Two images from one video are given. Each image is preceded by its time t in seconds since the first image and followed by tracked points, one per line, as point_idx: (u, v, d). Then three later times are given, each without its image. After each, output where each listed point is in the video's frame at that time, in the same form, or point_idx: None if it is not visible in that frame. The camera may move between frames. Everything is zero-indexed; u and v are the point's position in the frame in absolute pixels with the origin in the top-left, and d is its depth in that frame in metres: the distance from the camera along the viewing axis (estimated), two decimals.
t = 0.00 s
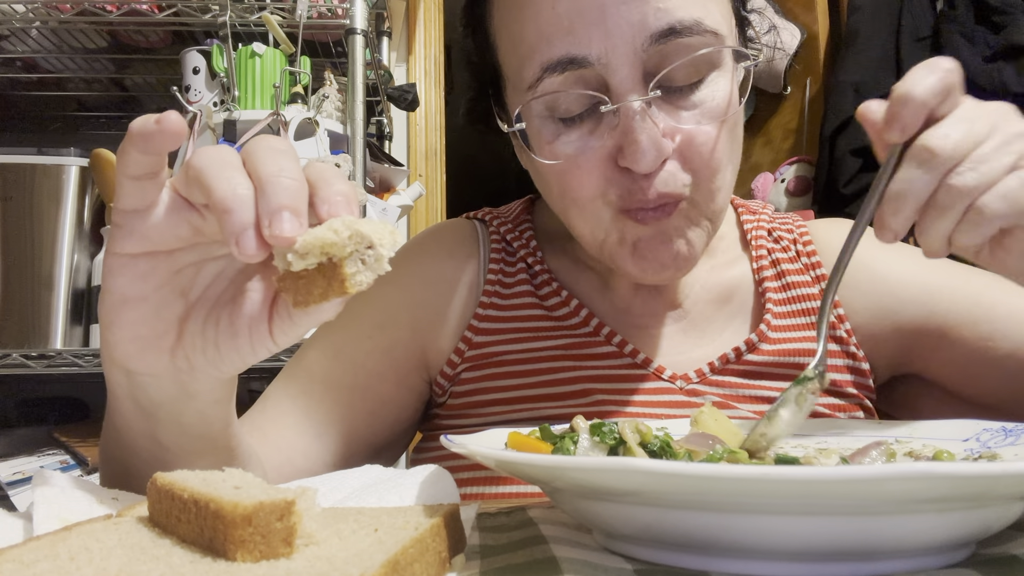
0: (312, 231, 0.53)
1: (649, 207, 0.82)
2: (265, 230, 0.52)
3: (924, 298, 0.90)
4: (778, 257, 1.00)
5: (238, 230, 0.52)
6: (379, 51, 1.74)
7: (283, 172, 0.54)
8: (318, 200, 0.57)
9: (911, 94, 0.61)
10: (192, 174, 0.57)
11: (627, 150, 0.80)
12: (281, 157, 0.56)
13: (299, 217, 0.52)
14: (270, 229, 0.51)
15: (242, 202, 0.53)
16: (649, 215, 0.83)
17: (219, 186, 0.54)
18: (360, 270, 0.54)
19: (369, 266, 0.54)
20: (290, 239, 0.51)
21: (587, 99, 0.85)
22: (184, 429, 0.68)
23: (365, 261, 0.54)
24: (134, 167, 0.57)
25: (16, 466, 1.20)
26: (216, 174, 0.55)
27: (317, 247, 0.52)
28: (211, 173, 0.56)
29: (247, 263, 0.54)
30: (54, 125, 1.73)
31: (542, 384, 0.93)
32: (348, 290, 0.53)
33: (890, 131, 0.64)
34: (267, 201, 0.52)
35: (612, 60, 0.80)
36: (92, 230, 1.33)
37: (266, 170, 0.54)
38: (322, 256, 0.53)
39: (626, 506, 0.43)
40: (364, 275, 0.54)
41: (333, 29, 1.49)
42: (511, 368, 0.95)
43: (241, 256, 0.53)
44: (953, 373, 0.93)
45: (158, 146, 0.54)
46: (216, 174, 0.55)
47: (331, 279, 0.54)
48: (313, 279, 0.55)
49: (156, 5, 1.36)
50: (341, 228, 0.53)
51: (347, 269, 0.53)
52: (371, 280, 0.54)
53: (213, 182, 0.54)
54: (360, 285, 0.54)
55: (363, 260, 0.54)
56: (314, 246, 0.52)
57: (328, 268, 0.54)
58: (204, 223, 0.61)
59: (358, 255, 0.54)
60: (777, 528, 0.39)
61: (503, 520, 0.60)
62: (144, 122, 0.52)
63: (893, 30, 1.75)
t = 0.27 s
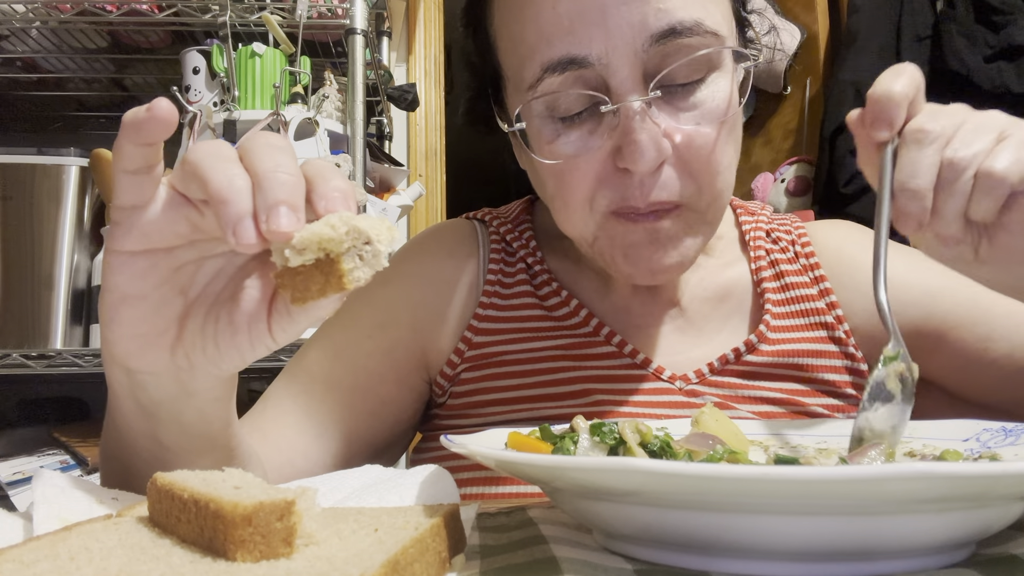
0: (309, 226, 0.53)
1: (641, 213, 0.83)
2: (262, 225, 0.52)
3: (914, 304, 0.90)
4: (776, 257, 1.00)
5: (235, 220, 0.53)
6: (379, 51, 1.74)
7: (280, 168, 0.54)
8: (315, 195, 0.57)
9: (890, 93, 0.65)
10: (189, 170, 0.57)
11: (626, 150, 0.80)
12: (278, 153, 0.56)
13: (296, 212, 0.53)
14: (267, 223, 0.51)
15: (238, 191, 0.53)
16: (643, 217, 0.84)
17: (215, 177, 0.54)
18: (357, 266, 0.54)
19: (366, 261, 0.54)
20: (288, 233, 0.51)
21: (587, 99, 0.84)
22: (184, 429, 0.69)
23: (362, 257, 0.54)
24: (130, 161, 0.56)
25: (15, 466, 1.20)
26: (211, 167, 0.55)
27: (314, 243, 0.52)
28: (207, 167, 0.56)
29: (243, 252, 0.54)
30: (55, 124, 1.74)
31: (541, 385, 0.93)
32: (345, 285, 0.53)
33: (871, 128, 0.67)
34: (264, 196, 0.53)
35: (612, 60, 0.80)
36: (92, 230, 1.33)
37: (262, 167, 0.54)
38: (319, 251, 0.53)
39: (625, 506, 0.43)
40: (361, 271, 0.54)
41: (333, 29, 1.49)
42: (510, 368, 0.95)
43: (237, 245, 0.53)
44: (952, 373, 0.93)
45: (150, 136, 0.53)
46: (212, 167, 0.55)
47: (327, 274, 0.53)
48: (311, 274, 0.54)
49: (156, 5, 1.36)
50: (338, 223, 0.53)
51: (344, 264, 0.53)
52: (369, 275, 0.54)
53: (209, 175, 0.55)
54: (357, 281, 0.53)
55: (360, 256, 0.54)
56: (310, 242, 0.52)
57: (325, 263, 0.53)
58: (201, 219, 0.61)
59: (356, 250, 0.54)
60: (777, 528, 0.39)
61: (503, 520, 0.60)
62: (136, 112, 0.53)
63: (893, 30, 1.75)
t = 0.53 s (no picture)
0: (310, 232, 0.53)
1: (648, 204, 0.83)
2: (262, 231, 0.52)
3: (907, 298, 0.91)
4: (777, 256, 1.00)
5: (235, 223, 0.52)
6: (379, 51, 1.74)
7: (281, 173, 0.54)
8: (316, 201, 0.57)
9: (901, 79, 0.64)
10: (189, 172, 0.57)
11: (629, 149, 0.80)
12: (277, 157, 0.56)
13: (296, 217, 0.52)
14: (268, 229, 0.51)
15: (236, 194, 0.53)
16: (649, 212, 0.83)
17: (213, 181, 0.54)
18: (358, 273, 0.54)
19: (366, 268, 0.54)
20: (288, 240, 0.51)
21: (589, 97, 0.84)
22: (185, 430, 0.69)
23: (362, 264, 0.54)
24: (128, 167, 0.56)
25: (15, 466, 1.20)
26: (210, 171, 0.55)
27: (314, 249, 0.53)
28: (206, 170, 0.55)
29: (244, 258, 0.53)
30: (56, 124, 1.74)
31: (542, 385, 0.93)
32: (345, 293, 0.53)
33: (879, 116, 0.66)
34: (264, 202, 0.52)
35: (614, 58, 0.80)
36: (92, 230, 1.33)
37: (262, 172, 0.54)
38: (320, 258, 0.53)
39: (626, 506, 0.43)
40: (362, 278, 0.54)
41: (333, 29, 1.49)
42: (511, 368, 0.95)
43: (238, 250, 0.52)
44: (953, 373, 0.93)
45: (149, 142, 0.53)
46: (211, 171, 0.55)
47: (327, 281, 0.54)
48: (311, 281, 0.55)
49: (156, 5, 1.36)
50: (339, 230, 0.53)
51: (344, 272, 0.53)
52: (369, 283, 0.54)
53: (208, 180, 0.54)
54: (357, 288, 0.54)
55: (360, 263, 0.54)
56: (311, 248, 0.53)
57: (325, 271, 0.54)
58: (201, 224, 0.60)
59: (356, 257, 0.54)
60: (777, 528, 0.39)
61: (503, 520, 0.60)
62: (135, 117, 0.52)
63: (892, 30, 1.75)
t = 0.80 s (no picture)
0: (317, 230, 0.52)
1: (649, 211, 0.83)
2: (270, 228, 0.52)
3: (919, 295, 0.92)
4: (777, 254, 1.00)
5: (246, 241, 0.52)
6: (379, 51, 1.74)
7: (288, 170, 0.54)
8: (321, 201, 0.56)
9: (962, 81, 0.60)
10: (199, 180, 0.57)
11: (629, 150, 0.80)
12: (284, 156, 0.56)
13: (304, 215, 0.53)
14: (275, 227, 0.51)
15: (249, 214, 0.53)
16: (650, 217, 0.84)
17: (225, 197, 0.54)
18: (363, 271, 0.54)
19: (372, 266, 0.54)
20: (295, 237, 0.51)
21: (589, 97, 0.84)
22: (186, 429, 0.69)
23: (367, 261, 0.54)
24: (143, 178, 0.56)
25: (15, 466, 1.20)
26: (223, 185, 0.55)
27: (321, 247, 0.52)
28: (218, 182, 0.55)
29: (252, 274, 0.54)
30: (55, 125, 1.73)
31: (542, 385, 0.93)
32: (351, 290, 0.53)
33: (928, 124, 0.64)
34: (272, 200, 0.53)
35: (615, 58, 0.80)
36: (92, 230, 1.33)
37: (271, 169, 0.55)
38: (326, 256, 0.52)
39: (626, 506, 0.43)
40: (367, 276, 0.54)
41: (333, 29, 1.49)
42: (510, 368, 0.95)
43: (247, 269, 0.53)
44: (952, 373, 0.93)
45: (169, 165, 0.54)
46: (222, 184, 0.55)
47: (333, 278, 0.53)
48: (317, 278, 0.54)
49: (156, 5, 1.36)
50: (346, 228, 0.53)
51: (350, 269, 0.53)
52: (375, 280, 0.54)
53: (219, 194, 0.54)
54: (363, 286, 0.53)
55: (365, 261, 0.54)
56: (318, 246, 0.52)
57: (330, 268, 0.53)
58: (208, 228, 0.61)
59: (362, 255, 0.54)
60: (776, 528, 0.39)
61: (503, 520, 0.60)
62: (159, 140, 0.52)
63: (892, 30, 1.75)
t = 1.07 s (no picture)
0: (323, 245, 0.52)
1: (640, 218, 0.84)
2: (275, 242, 0.51)
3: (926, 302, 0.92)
4: (777, 253, 1.00)
5: (251, 249, 0.52)
6: (379, 51, 1.74)
7: (293, 183, 0.54)
8: (327, 212, 0.56)
9: None
10: (202, 188, 0.57)
11: (629, 155, 0.80)
12: (289, 167, 0.56)
13: (309, 228, 0.52)
14: (281, 241, 0.51)
15: (254, 222, 0.53)
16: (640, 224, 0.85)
17: (230, 208, 0.53)
18: (369, 284, 0.54)
19: (377, 280, 0.54)
20: (301, 251, 0.51)
21: (590, 100, 0.84)
22: (187, 431, 0.69)
23: (373, 275, 0.54)
24: (146, 183, 0.56)
25: (15, 466, 1.20)
26: (225, 192, 0.55)
27: (328, 261, 0.52)
28: (223, 191, 0.55)
29: (256, 283, 0.53)
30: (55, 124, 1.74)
31: (542, 384, 0.93)
32: (356, 304, 0.53)
33: None
34: (277, 214, 0.52)
35: (618, 61, 0.80)
36: (92, 230, 1.33)
37: (276, 182, 0.54)
38: (332, 269, 0.53)
39: (626, 506, 0.43)
40: (372, 289, 0.54)
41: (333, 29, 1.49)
42: (510, 367, 0.95)
43: (251, 275, 0.52)
44: (953, 373, 0.94)
45: (172, 167, 0.54)
46: (227, 194, 0.55)
47: (339, 292, 0.54)
48: (322, 291, 0.55)
49: (156, 5, 1.36)
50: (352, 242, 0.53)
51: (355, 284, 0.53)
52: (379, 294, 0.54)
53: (223, 202, 0.54)
54: (368, 299, 0.54)
55: (371, 275, 0.54)
56: (324, 260, 0.52)
57: (337, 282, 0.53)
58: (211, 236, 0.60)
59: (368, 268, 0.53)
60: (775, 528, 0.39)
61: (503, 520, 0.60)
62: (160, 144, 0.52)
63: (893, 30, 1.75)
